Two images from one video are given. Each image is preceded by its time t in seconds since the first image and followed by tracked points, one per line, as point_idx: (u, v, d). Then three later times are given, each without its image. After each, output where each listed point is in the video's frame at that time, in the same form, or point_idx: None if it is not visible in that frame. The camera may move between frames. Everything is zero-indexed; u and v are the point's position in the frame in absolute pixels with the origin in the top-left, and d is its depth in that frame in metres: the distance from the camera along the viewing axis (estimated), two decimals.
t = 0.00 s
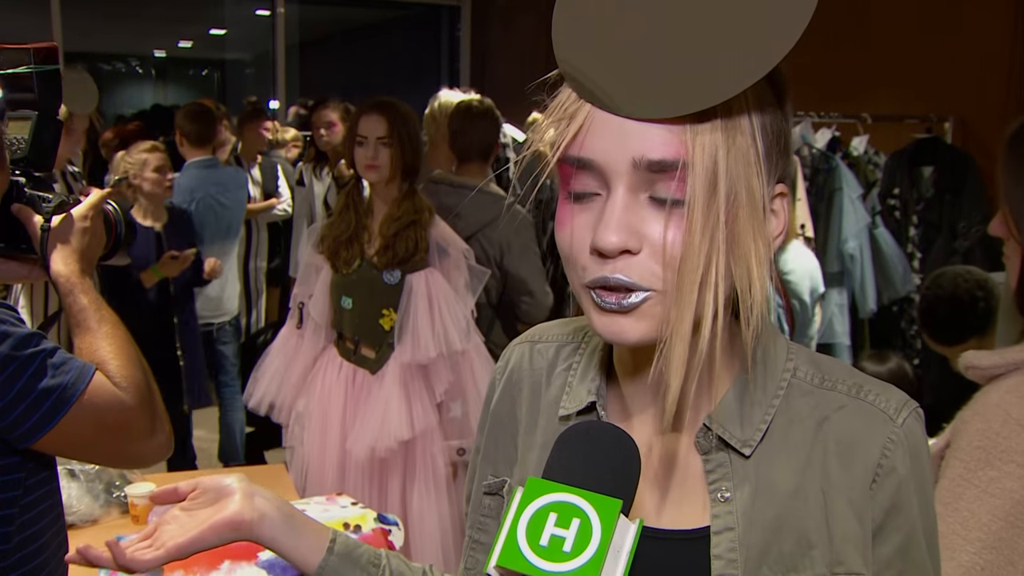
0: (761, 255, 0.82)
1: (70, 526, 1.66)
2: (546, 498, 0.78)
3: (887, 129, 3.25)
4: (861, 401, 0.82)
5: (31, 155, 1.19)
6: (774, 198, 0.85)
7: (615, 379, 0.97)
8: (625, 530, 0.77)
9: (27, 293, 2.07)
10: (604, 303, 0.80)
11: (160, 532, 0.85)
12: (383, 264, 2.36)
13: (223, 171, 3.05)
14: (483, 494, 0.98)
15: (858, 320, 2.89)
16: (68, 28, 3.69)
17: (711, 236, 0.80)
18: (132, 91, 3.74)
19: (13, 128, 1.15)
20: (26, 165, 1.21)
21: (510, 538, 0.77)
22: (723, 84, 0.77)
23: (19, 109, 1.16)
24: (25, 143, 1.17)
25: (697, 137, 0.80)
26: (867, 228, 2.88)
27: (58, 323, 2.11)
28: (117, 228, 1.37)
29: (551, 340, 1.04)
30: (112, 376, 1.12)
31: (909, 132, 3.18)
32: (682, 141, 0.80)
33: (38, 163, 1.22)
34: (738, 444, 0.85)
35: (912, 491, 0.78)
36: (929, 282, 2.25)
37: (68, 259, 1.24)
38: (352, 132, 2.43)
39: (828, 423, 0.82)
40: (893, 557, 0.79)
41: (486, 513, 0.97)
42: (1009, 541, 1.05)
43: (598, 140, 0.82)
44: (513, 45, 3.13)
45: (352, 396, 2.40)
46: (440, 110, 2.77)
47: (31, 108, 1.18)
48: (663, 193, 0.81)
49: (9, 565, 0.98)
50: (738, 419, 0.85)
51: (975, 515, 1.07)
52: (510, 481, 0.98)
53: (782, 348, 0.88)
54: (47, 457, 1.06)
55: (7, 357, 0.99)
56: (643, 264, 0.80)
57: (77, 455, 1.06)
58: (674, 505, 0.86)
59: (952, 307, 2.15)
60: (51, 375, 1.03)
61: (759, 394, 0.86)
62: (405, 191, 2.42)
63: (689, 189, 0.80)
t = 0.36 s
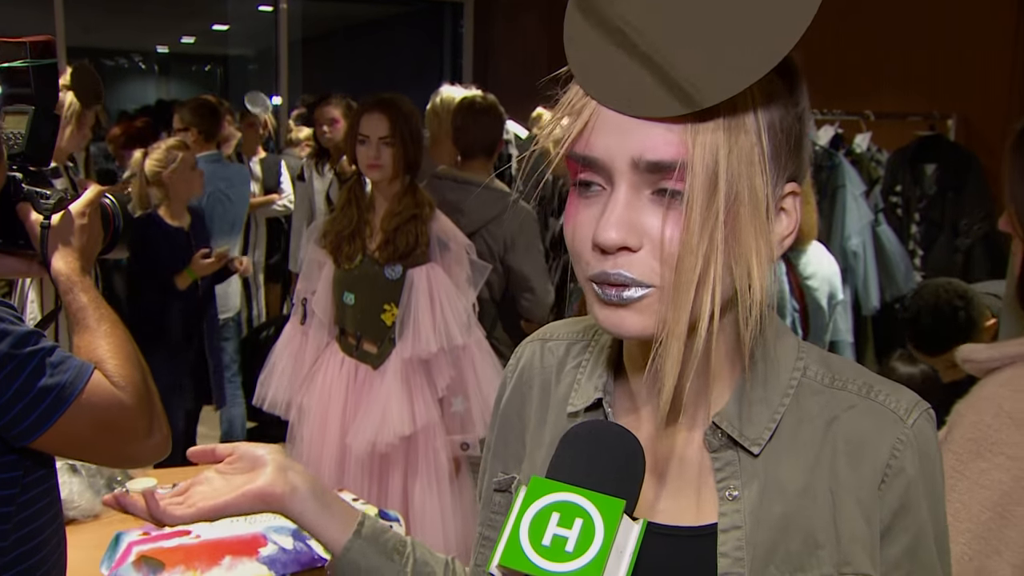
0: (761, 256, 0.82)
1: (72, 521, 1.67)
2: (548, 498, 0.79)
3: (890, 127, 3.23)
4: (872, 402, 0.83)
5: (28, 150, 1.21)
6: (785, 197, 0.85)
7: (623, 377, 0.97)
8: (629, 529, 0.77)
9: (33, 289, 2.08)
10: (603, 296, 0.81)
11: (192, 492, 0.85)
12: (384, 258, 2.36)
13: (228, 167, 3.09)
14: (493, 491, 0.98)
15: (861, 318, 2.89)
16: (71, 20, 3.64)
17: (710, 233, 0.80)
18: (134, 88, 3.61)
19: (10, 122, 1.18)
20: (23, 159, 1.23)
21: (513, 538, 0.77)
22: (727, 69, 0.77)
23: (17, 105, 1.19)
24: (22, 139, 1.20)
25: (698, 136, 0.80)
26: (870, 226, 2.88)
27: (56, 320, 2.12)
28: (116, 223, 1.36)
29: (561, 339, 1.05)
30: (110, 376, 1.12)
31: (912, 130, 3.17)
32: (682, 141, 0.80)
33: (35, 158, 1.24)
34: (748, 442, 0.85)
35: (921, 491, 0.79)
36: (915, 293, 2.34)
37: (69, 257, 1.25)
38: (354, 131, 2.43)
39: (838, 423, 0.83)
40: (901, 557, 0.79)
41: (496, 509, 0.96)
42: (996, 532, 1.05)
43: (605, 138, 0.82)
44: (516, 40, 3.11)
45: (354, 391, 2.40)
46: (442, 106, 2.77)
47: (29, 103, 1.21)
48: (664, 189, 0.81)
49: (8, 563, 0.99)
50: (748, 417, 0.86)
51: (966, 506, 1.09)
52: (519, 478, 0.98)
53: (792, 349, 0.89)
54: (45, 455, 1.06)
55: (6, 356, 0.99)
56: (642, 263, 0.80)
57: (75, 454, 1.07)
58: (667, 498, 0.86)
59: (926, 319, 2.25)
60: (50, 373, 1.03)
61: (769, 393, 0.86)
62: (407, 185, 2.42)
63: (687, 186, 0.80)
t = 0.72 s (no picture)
0: (768, 261, 0.82)
1: (68, 518, 1.67)
2: (539, 497, 0.76)
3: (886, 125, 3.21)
4: (891, 424, 0.84)
5: (20, 148, 1.18)
6: (804, 199, 0.85)
7: (627, 377, 0.99)
8: (621, 528, 0.76)
9: (26, 286, 2.07)
10: (610, 291, 0.82)
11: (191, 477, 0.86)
12: (384, 254, 2.37)
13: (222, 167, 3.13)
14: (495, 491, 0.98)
15: (857, 317, 2.89)
16: (69, 18, 3.65)
17: (714, 228, 0.81)
18: (130, 84, 3.62)
19: (0, 119, 1.15)
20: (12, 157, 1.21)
21: (505, 538, 0.74)
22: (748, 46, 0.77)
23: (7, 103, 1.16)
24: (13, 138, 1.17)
25: (706, 130, 0.81)
26: (867, 224, 2.88)
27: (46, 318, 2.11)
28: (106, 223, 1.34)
29: (565, 339, 1.05)
30: (100, 376, 1.16)
31: (909, 128, 3.14)
32: (690, 135, 0.81)
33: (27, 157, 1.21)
34: (767, 461, 0.85)
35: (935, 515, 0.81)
36: (909, 274, 2.31)
37: (59, 259, 1.26)
38: (353, 130, 2.42)
39: (857, 443, 0.84)
40: None
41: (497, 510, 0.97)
42: (977, 523, 1.08)
43: (616, 130, 0.83)
44: (516, 37, 3.09)
45: (352, 387, 2.40)
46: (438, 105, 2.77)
47: (18, 100, 1.17)
48: (670, 185, 0.81)
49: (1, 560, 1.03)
50: (766, 435, 0.87)
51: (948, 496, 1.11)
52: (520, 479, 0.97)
53: (811, 364, 0.91)
54: (34, 454, 1.09)
55: None
56: (648, 252, 0.81)
57: (62, 454, 1.10)
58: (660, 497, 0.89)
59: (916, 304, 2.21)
60: (39, 372, 1.05)
61: (788, 410, 0.88)
62: (405, 182, 2.42)
63: (693, 182, 0.81)
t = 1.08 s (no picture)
0: (771, 283, 0.80)
1: (68, 519, 1.67)
2: (539, 500, 0.76)
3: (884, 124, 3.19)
4: (904, 434, 0.82)
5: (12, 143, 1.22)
6: (810, 222, 0.84)
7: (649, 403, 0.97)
8: (622, 531, 0.75)
9: (25, 285, 2.06)
10: (616, 319, 0.82)
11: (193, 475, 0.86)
12: (389, 255, 2.38)
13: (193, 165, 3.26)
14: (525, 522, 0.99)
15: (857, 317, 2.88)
16: (66, 19, 3.65)
17: (714, 260, 0.79)
18: (128, 86, 3.65)
19: None
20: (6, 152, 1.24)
21: (504, 539, 0.73)
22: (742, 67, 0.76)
23: None
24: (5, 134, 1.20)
25: (704, 161, 0.80)
26: (865, 224, 2.87)
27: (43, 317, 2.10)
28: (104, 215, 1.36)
29: (587, 362, 1.05)
30: (98, 378, 1.15)
31: (907, 127, 3.13)
32: (687, 165, 0.80)
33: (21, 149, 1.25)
34: (780, 479, 0.85)
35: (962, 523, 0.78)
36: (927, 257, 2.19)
37: (55, 256, 1.24)
38: (355, 132, 2.42)
39: (870, 456, 0.83)
40: None
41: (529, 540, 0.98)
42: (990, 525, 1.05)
43: (612, 159, 0.83)
44: (515, 39, 3.08)
45: (355, 388, 2.39)
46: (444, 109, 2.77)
47: (11, 96, 1.19)
48: (670, 215, 0.81)
49: None
50: (776, 455, 0.86)
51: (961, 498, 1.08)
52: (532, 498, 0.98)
53: (823, 375, 0.89)
54: (28, 457, 1.11)
55: None
56: (651, 281, 0.81)
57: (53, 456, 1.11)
58: (670, 507, 0.91)
59: (934, 281, 2.09)
60: (31, 375, 1.07)
61: (801, 426, 0.87)
62: (408, 181, 2.43)
63: (692, 212, 0.80)
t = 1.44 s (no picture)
0: (772, 273, 0.82)
1: (64, 519, 1.66)
2: (542, 502, 0.75)
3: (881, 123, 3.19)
4: (884, 426, 0.83)
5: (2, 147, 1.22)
6: (797, 205, 0.84)
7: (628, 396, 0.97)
8: (625, 532, 0.74)
9: (21, 287, 2.04)
10: (615, 312, 0.81)
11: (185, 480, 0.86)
12: (384, 254, 2.37)
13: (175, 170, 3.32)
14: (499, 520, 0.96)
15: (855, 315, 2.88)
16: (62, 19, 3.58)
17: (718, 245, 0.80)
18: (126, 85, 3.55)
19: None
20: None
21: (507, 541, 0.73)
22: (741, 68, 0.75)
23: None
24: None
25: (705, 147, 0.79)
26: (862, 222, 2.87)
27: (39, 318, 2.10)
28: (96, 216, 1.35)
29: (559, 360, 1.03)
30: (86, 379, 1.17)
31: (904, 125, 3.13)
32: (689, 153, 0.79)
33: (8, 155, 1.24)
34: (765, 472, 0.85)
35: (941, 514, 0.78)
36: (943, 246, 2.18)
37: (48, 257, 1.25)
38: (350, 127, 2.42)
39: (853, 448, 0.83)
40: None
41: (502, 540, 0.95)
42: (1005, 528, 1.03)
43: (609, 151, 0.82)
44: (512, 38, 3.08)
45: (349, 389, 2.39)
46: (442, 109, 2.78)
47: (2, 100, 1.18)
48: (672, 204, 0.80)
49: None
50: (762, 446, 0.86)
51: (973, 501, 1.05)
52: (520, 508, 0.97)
53: (804, 368, 0.90)
54: (16, 461, 1.10)
55: None
56: (654, 273, 0.80)
57: (44, 459, 1.11)
58: (645, 504, 0.91)
59: (948, 271, 2.09)
60: (19, 378, 1.07)
61: (784, 418, 0.87)
62: (404, 180, 2.42)
63: (694, 200, 0.80)
